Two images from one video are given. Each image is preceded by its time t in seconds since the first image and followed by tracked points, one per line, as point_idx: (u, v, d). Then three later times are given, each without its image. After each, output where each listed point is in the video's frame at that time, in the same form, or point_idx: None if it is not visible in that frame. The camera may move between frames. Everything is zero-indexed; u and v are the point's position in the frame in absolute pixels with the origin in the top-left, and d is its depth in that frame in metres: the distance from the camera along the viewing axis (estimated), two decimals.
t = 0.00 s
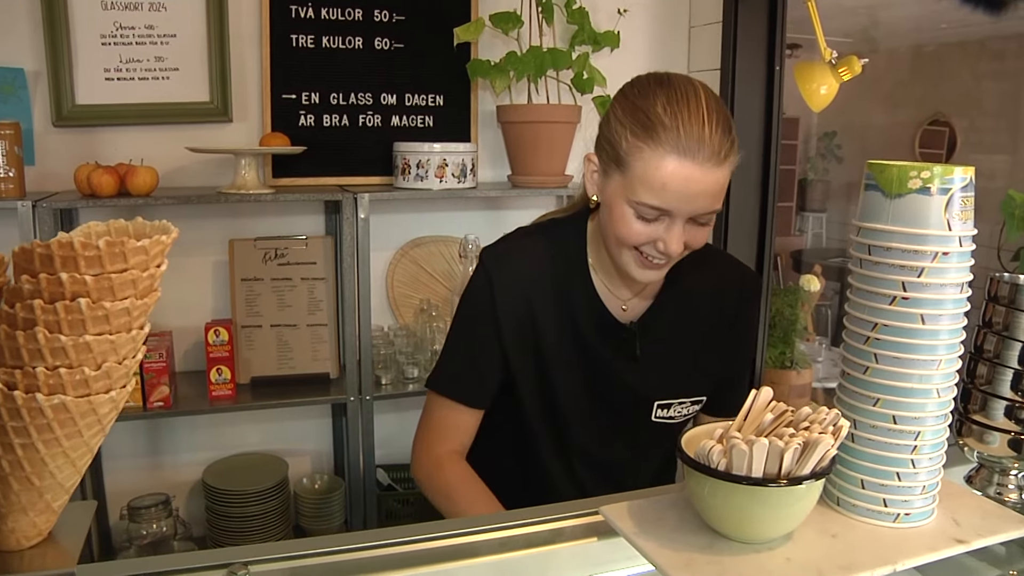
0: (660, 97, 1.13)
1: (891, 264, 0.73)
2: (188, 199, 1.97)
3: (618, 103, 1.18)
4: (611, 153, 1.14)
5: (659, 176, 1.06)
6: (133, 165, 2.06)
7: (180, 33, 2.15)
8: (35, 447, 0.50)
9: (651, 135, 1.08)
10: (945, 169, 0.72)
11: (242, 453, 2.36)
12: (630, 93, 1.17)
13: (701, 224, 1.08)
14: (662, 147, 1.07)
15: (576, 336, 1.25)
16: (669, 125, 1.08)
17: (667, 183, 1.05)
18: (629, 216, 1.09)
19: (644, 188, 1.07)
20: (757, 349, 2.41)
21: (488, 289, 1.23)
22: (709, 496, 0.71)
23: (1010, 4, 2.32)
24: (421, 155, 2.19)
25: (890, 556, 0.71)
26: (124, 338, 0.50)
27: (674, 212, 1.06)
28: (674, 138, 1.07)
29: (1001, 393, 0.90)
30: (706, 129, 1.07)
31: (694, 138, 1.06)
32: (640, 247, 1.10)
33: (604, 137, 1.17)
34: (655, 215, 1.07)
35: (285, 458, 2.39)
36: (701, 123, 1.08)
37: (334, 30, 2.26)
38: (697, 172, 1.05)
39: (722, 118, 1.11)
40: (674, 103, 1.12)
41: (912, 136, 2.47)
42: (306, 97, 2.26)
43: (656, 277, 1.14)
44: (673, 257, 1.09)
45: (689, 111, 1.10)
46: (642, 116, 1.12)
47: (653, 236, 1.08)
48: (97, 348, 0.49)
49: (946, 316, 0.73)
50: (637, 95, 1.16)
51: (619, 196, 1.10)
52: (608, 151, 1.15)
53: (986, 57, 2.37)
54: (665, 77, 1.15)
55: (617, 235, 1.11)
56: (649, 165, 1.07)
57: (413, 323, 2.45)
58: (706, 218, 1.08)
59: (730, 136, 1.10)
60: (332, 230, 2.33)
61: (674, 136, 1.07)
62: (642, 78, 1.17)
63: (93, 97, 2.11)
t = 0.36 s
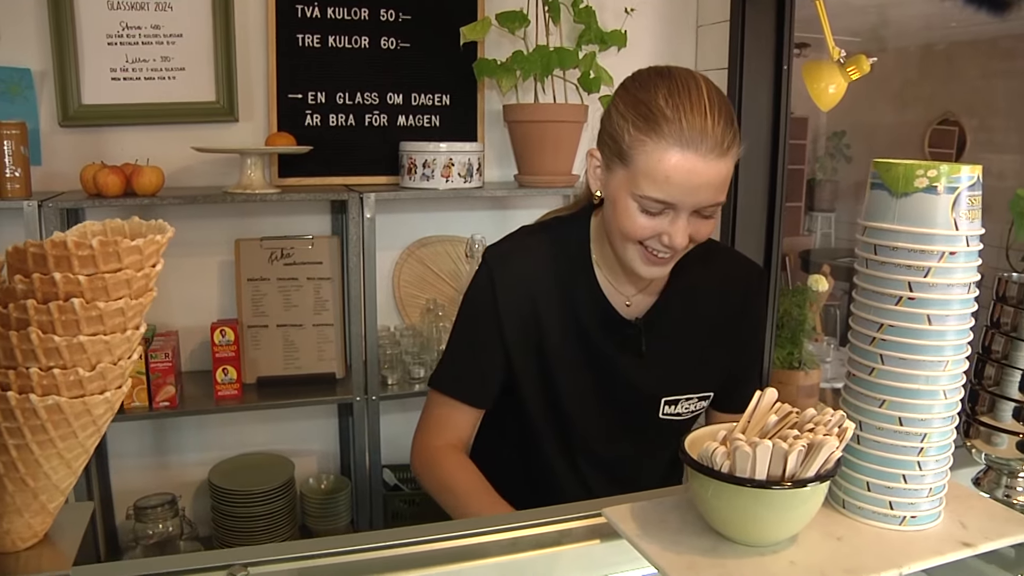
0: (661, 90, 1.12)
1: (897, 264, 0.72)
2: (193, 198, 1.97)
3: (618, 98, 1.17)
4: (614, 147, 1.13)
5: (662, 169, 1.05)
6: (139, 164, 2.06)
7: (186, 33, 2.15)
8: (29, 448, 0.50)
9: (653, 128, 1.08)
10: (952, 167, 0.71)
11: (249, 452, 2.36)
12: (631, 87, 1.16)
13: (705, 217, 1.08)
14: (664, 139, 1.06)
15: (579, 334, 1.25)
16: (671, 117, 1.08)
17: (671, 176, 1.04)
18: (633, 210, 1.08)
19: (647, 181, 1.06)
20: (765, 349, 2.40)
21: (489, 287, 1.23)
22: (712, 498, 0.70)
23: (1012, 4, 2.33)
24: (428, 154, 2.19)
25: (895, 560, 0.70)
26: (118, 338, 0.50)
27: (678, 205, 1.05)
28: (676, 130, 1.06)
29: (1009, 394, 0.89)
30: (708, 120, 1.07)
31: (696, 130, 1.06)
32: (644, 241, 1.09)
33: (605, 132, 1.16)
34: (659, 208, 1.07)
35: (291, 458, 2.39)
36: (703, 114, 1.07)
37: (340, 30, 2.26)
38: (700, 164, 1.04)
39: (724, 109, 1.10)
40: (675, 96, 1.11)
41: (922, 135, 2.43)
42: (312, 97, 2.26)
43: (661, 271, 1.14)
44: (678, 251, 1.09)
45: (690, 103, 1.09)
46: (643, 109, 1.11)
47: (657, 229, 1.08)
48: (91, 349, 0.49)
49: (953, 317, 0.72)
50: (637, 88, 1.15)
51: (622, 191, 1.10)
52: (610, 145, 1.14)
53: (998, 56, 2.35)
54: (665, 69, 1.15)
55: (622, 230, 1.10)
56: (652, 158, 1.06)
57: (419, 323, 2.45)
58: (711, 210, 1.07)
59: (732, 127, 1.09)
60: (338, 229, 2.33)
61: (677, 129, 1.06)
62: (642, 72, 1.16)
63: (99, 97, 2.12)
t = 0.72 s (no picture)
0: (669, 87, 1.11)
1: (903, 268, 0.71)
2: (195, 199, 1.96)
3: (627, 94, 1.16)
4: (622, 145, 1.12)
5: (670, 166, 1.04)
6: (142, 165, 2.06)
7: (188, 34, 2.15)
8: (20, 455, 0.50)
9: (662, 125, 1.07)
10: (959, 169, 0.70)
11: (252, 453, 2.36)
12: (639, 83, 1.15)
13: (714, 215, 1.06)
14: (673, 137, 1.05)
15: (585, 332, 1.24)
16: (679, 114, 1.07)
17: (680, 173, 1.03)
18: (641, 208, 1.07)
19: (656, 178, 1.05)
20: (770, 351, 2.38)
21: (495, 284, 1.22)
22: (715, 504, 0.69)
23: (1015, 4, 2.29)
24: (431, 156, 2.18)
25: (901, 567, 0.69)
26: (110, 343, 0.49)
27: (687, 202, 1.04)
28: (685, 127, 1.05)
29: (1017, 398, 0.87)
30: (717, 117, 1.06)
31: (705, 127, 1.05)
32: (653, 240, 1.08)
33: (613, 129, 1.15)
34: (667, 206, 1.06)
35: (294, 459, 2.39)
36: (712, 111, 1.06)
37: (344, 30, 2.25)
38: (709, 161, 1.03)
39: (733, 105, 1.09)
40: (683, 92, 1.10)
41: (927, 135, 2.42)
42: (315, 98, 2.25)
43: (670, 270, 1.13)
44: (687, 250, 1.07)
45: (699, 100, 1.08)
46: (651, 105, 1.10)
47: (666, 227, 1.06)
48: (84, 354, 0.48)
49: (960, 321, 0.71)
50: (645, 85, 1.14)
51: (630, 188, 1.09)
52: (618, 143, 1.13)
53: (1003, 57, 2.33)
54: (674, 66, 1.14)
55: (630, 228, 1.09)
56: (661, 156, 1.05)
57: (422, 325, 2.44)
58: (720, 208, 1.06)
59: (741, 124, 1.08)
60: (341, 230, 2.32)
61: (688, 126, 1.05)
62: (650, 69, 1.16)
63: (101, 98, 2.11)
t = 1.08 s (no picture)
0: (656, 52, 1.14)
1: (904, 268, 0.70)
2: (191, 197, 1.95)
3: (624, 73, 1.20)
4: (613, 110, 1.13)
5: (643, 106, 1.04)
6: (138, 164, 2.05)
7: (185, 32, 2.14)
8: (9, 454, 0.52)
9: (642, 76, 1.08)
10: (962, 168, 0.69)
11: (248, 453, 2.35)
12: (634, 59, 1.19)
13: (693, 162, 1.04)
14: (650, 83, 1.06)
15: (591, 323, 1.23)
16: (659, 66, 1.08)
17: (651, 108, 1.03)
18: (620, 155, 1.06)
19: (630, 119, 1.05)
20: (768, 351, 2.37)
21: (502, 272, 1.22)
22: (714, 507, 0.68)
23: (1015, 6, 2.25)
24: (428, 154, 2.17)
25: (903, 571, 0.68)
26: (98, 342, 0.51)
27: (660, 141, 1.03)
28: (662, 76, 1.07)
29: (1017, 400, 0.87)
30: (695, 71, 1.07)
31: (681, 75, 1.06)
32: (633, 191, 1.06)
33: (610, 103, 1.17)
34: (643, 148, 1.04)
35: (291, 459, 2.38)
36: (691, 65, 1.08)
37: (341, 28, 2.24)
38: (682, 102, 1.03)
39: (717, 68, 1.10)
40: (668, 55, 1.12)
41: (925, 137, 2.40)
42: (313, 96, 2.24)
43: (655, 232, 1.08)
44: (666, 198, 1.04)
45: (682, 59, 1.10)
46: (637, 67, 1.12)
47: (642, 172, 1.04)
48: (71, 353, 0.50)
49: (962, 322, 0.70)
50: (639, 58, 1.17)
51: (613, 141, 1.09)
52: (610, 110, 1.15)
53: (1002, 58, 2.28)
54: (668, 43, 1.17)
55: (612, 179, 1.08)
56: (637, 100, 1.06)
57: (420, 325, 2.43)
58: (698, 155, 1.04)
59: (722, 82, 1.09)
60: (339, 229, 2.31)
61: (670, 72, 1.07)
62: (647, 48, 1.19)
63: (97, 96, 2.10)
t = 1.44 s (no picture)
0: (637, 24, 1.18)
1: (900, 273, 0.71)
2: (189, 201, 1.95)
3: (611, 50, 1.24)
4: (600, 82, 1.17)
5: (625, 71, 1.08)
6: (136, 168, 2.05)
7: (183, 36, 2.14)
8: (9, 462, 0.52)
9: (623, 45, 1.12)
10: (957, 173, 0.69)
11: (248, 457, 2.35)
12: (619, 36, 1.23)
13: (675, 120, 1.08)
14: (629, 49, 1.10)
15: (595, 297, 1.23)
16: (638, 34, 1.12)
17: (631, 72, 1.07)
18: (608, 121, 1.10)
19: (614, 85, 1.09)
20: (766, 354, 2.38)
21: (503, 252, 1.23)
22: (712, 510, 0.68)
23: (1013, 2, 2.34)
24: (427, 158, 2.17)
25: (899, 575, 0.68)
26: (98, 350, 0.52)
27: (642, 101, 1.06)
28: (640, 40, 1.10)
29: (1015, 404, 0.87)
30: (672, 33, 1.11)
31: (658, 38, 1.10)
32: (622, 152, 1.09)
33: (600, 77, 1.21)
34: (628, 110, 1.08)
35: (290, 463, 2.38)
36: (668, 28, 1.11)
37: (340, 32, 2.25)
38: (660, 62, 1.07)
39: (695, 32, 1.14)
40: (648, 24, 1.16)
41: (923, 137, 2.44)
42: (312, 100, 2.25)
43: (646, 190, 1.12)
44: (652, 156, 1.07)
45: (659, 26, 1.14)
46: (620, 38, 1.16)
47: (628, 133, 1.08)
48: (71, 362, 0.51)
49: (958, 326, 0.70)
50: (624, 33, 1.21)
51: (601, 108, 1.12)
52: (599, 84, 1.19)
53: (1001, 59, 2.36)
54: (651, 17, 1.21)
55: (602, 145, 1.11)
56: (618, 67, 1.09)
57: (419, 328, 2.43)
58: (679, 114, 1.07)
59: (699, 42, 1.12)
60: (338, 233, 2.31)
61: (648, 38, 1.11)
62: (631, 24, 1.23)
63: (96, 100, 2.11)
